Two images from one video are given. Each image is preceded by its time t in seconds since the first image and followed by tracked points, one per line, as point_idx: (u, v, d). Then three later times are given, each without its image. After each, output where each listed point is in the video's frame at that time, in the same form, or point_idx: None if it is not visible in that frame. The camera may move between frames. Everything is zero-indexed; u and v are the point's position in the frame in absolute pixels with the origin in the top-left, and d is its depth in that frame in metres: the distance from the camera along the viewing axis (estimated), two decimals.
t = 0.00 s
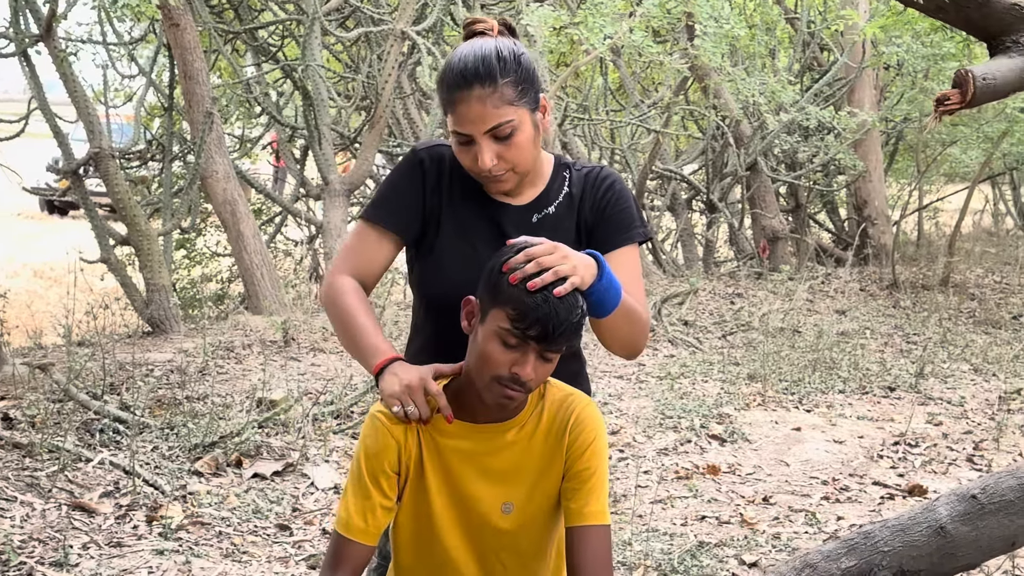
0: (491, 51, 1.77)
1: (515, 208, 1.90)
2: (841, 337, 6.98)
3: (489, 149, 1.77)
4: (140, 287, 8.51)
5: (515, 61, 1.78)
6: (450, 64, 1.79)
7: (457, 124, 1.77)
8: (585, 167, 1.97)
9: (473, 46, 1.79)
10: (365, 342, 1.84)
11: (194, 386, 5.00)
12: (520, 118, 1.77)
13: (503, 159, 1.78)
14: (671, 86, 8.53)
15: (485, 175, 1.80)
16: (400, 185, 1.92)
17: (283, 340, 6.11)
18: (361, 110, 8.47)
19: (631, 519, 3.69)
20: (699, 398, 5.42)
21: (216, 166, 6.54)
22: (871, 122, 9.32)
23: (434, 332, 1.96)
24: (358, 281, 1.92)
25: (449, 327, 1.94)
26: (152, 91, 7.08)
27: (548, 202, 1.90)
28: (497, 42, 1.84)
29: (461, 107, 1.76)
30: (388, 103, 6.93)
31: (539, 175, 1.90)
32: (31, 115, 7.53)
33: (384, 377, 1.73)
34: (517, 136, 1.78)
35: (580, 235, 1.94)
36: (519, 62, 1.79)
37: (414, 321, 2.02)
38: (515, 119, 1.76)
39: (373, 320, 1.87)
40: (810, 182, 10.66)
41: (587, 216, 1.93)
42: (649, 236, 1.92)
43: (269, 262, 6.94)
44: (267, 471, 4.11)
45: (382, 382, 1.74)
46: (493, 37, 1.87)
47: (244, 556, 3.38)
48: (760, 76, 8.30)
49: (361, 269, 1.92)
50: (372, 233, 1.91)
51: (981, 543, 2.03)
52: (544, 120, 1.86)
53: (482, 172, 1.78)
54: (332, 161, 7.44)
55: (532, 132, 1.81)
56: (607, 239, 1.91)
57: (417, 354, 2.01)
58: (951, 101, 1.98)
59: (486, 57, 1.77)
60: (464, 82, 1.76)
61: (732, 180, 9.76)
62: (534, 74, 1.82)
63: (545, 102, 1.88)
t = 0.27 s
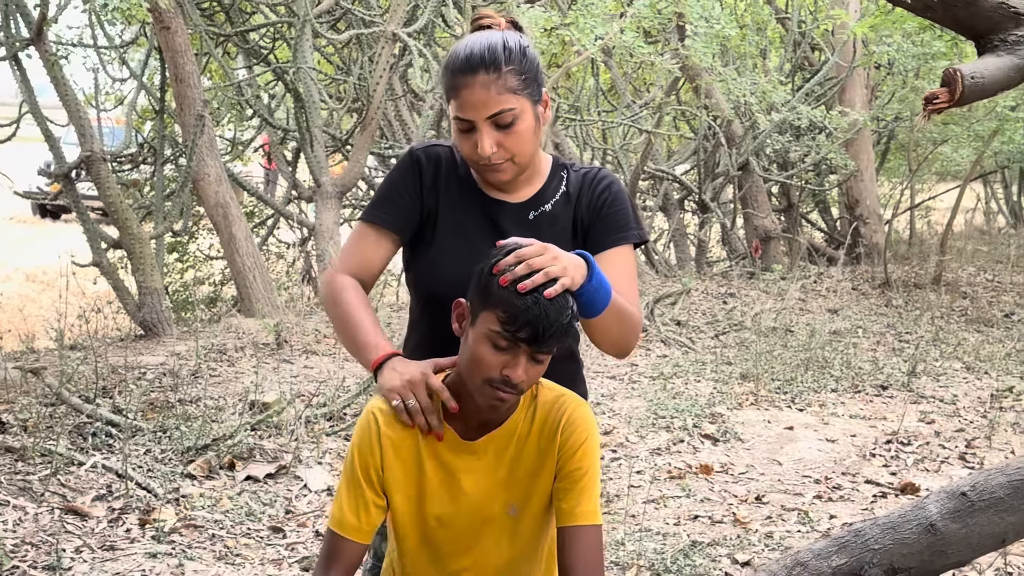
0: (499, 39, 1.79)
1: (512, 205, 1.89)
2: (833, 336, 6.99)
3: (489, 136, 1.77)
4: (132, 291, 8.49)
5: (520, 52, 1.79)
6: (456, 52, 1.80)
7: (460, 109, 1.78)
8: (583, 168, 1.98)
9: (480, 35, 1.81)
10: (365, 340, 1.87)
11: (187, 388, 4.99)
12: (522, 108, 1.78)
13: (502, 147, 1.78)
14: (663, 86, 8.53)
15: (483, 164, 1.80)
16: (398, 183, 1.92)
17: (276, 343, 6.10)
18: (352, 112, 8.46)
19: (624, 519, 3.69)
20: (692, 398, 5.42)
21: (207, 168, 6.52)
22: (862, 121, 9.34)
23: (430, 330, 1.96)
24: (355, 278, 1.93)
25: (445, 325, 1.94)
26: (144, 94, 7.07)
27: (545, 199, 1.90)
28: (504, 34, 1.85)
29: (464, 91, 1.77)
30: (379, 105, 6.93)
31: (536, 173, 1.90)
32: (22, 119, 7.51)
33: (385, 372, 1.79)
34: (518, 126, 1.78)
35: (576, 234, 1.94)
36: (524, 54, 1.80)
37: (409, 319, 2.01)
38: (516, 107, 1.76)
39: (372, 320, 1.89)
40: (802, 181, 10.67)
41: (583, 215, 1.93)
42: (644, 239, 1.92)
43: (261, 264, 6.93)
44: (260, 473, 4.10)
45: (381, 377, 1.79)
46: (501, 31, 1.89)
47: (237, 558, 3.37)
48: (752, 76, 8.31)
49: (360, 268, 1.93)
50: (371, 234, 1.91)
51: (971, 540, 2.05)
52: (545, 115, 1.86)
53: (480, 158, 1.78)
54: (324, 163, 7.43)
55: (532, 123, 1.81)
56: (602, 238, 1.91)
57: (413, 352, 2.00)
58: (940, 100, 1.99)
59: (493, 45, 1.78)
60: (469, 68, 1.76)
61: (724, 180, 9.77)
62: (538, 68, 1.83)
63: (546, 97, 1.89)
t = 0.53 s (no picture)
0: (490, 34, 1.81)
1: (507, 205, 1.89)
2: (826, 336, 7.00)
3: (482, 127, 1.78)
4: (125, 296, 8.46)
5: (513, 46, 1.81)
6: (449, 48, 1.82)
7: (453, 101, 1.79)
8: (578, 169, 1.97)
9: (472, 30, 1.83)
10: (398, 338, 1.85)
11: (180, 393, 4.98)
12: (514, 98, 1.78)
13: (496, 138, 1.78)
14: (656, 88, 8.54)
15: (477, 155, 1.80)
16: (393, 191, 1.93)
17: (270, 346, 6.09)
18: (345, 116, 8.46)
19: (618, 521, 3.69)
20: (685, 399, 5.42)
21: (200, 172, 6.51)
22: (854, 122, 9.36)
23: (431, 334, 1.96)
24: (378, 292, 1.93)
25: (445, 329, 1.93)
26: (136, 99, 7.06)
27: (540, 200, 1.90)
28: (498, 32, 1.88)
29: (456, 83, 1.78)
30: (372, 108, 6.92)
31: (531, 173, 1.91)
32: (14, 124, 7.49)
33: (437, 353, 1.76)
34: (511, 116, 1.78)
35: (573, 233, 1.93)
36: (518, 48, 1.82)
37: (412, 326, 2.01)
38: (509, 98, 1.77)
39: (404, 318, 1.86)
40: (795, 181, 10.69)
41: (580, 214, 1.92)
42: (641, 239, 1.92)
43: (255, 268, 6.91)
44: (254, 477, 4.09)
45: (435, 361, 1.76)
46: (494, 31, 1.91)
47: (231, 562, 3.36)
48: (744, 77, 8.33)
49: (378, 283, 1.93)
50: (377, 246, 1.92)
51: (963, 539, 2.04)
52: (539, 110, 1.87)
53: (474, 149, 1.79)
54: (317, 166, 7.42)
55: (526, 115, 1.81)
56: (599, 237, 1.90)
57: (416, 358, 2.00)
58: (929, 100, 2.01)
59: (485, 38, 1.80)
60: (461, 61, 1.78)
61: (718, 181, 9.78)
62: (531, 64, 1.85)
63: (541, 94, 1.90)
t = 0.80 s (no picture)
0: (478, 37, 1.81)
1: (502, 207, 1.90)
2: (822, 336, 7.01)
3: (471, 131, 1.78)
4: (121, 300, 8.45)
5: (501, 48, 1.81)
6: (438, 52, 1.83)
7: (442, 105, 1.79)
8: (573, 169, 1.97)
9: (460, 34, 1.83)
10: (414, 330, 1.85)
11: (177, 397, 4.97)
12: (502, 101, 1.78)
13: (486, 141, 1.79)
14: (650, 89, 8.55)
15: (468, 159, 1.80)
16: (390, 198, 1.94)
17: (266, 350, 6.09)
18: (340, 119, 8.46)
19: (614, 522, 3.69)
20: (681, 399, 5.43)
21: (195, 176, 6.50)
22: (849, 121, 9.38)
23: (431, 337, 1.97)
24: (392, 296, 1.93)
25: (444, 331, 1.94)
26: (131, 103, 7.05)
27: (535, 200, 1.90)
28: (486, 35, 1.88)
29: (445, 88, 1.78)
30: (366, 111, 6.92)
31: (525, 174, 1.90)
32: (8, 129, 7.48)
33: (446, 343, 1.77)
34: (501, 119, 1.78)
35: (569, 232, 1.92)
36: (505, 50, 1.82)
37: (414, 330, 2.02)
38: (497, 101, 1.77)
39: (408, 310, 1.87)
40: (790, 182, 10.70)
41: (574, 212, 1.91)
42: (636, 237, 1.91)
43: (251, 272, 6.91)
44: (250, 480, 4.08)
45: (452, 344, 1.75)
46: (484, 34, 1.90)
47: (228, 566, 3.35)
48: (738, 78, 8.34)
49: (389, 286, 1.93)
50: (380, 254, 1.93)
51: (958, 537, 2.04)
52: (529, 111, 1.86)
53: (465, 153, 1.79)
54: (312, 169, 7.41)
55: (515, 118, 1.81)
56: (594, 235, 1.90)
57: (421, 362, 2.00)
58: (923, 99, 1.99)
59: (473, 42, 1.80)
60: (450, 65, 1.79)
61: (713, 181, 9.79)
62: (520, 66, 1.85)
63: (532, 96, 1.90)
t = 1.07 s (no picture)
0: (472, 44, 1.80)
1: (492, 207, 1.89)
2: (819, 335, 7.02)
3: (463, 139, 1.77)
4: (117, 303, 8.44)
5: (494, 55, 1.81)
6: (430, 58, 1.81)
7: (434, 114, 1.79)
8: (563, 168, 1.97)
9: (454, 39, 1.82)
10: (382, 343, 1.86)
11: (174, 399, 4.96)
12: (496, 111, 1.78)
13: (478, 150, 1.78)
14: (646, 89, 8.55)
15: (460, 168, 1.80)
16: (378, 195, 1.94)
17: (263, 352, 6.08)
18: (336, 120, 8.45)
19: (612, 522, 3.69)
20: (679, 399, 5.43)
21: (192, 178, 6.49)
22: (845, 120, 9.39)
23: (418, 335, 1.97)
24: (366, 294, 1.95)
25: (431, 329, 1.94)
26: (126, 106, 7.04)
27: (525, 199, 1.90)
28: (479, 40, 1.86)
29: (438, 96, 1.78)
30: (362, 112, 6.91)
31: (516, 175, 1.90)
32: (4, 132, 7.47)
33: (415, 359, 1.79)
34: (494, 128, 1.78)
35: (558, 232, 1.93)
36: (498, 57, 1.81)
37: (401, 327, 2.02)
38: (490, 111, 1.77)
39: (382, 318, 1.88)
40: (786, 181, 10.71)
41: (564, 212, 1.92)
42: (628, 235, 1.90)
43: (247, 274, 6.90)
44: (248, 482, 4.08)
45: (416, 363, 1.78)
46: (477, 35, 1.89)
47: (226, 568, 3.34)
48: (734, 78, 8.34)
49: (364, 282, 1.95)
50: (361, 248, 1.95)
51: (955, 534, 2.05)
52: (521, 117, 1.86)
53: (456, 161, 1.79)
54: (308, 171, 7.40)
55: (508, 126, 1.81)
56: (585, 235, 1.90)
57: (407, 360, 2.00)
58: (919, 97, 2.02)
59: (466, 50, 1.79)
60: (443, 73, 1.78)
61: (709, 181, 9.79)
62: (513, 71, 1.84)
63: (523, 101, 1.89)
